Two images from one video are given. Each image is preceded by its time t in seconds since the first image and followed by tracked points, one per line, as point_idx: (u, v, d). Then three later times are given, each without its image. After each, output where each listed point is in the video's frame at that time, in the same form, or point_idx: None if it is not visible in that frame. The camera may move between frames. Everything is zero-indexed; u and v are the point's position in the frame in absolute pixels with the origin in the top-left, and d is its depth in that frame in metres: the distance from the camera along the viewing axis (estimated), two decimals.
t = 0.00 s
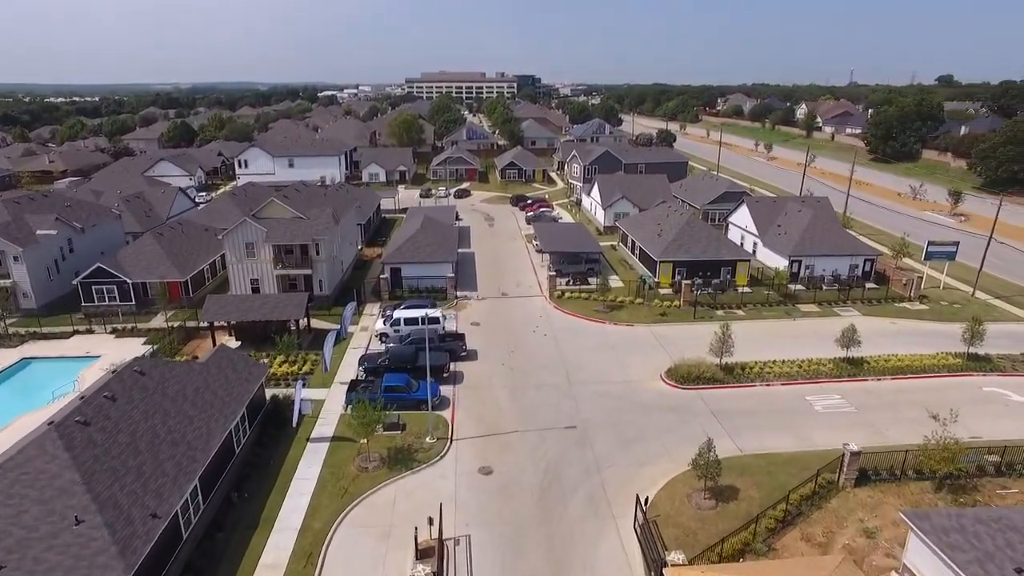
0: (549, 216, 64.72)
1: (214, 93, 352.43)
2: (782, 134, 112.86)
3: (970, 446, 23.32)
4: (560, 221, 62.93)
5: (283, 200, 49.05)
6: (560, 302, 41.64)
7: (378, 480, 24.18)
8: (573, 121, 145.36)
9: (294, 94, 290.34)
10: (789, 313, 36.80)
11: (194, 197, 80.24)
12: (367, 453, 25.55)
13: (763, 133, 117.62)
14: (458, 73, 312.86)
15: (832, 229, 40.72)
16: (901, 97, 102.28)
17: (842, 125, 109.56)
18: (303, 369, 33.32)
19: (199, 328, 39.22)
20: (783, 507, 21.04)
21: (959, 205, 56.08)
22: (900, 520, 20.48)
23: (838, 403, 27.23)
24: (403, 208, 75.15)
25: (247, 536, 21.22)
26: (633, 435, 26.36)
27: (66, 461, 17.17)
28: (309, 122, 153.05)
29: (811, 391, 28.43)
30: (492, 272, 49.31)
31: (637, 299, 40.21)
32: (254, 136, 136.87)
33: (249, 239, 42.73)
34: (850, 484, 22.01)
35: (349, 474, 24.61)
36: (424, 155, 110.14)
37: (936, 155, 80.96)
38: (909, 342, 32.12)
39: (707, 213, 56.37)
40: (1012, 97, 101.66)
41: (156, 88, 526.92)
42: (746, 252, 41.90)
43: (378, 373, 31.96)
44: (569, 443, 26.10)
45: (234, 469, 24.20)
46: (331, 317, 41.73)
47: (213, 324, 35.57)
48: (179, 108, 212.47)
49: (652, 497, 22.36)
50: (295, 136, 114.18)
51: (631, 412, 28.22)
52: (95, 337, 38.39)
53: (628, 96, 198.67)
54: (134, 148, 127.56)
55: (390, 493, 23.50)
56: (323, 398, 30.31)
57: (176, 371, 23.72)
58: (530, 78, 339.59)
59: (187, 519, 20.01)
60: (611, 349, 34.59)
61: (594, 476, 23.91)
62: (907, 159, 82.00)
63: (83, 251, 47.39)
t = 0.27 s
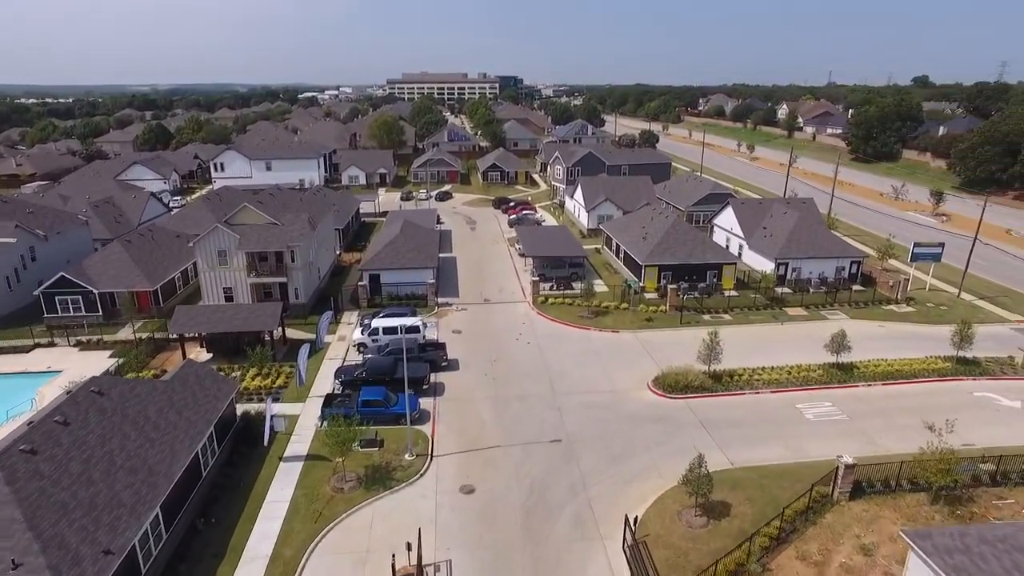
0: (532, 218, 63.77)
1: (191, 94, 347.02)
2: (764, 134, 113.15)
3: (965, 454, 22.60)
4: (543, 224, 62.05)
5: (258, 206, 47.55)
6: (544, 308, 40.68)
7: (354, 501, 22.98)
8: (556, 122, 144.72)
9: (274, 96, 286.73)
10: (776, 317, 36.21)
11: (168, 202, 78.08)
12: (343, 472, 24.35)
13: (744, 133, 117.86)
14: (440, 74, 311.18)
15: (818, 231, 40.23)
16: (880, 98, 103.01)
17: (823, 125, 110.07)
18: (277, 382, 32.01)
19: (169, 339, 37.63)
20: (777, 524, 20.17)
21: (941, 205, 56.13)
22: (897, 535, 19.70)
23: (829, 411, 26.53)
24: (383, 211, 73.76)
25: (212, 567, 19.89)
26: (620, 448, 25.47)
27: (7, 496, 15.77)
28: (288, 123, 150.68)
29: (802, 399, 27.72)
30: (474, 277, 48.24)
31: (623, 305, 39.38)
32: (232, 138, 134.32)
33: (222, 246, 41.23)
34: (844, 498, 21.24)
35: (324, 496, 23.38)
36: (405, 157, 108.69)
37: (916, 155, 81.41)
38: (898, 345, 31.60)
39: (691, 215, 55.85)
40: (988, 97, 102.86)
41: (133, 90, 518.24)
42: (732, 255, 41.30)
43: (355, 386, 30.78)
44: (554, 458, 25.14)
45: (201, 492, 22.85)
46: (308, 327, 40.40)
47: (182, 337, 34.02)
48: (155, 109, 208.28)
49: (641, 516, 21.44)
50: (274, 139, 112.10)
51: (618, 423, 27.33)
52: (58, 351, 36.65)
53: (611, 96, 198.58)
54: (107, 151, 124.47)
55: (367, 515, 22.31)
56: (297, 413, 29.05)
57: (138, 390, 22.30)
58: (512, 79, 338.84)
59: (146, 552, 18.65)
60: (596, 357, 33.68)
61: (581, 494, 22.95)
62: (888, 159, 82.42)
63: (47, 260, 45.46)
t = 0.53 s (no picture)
0: (507, 221, 62.78)
1: (157, 95, 338.44)
2: (736, 135, 113.92)
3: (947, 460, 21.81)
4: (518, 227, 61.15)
5: (222, 212, 45.77)
6: (519, 314, 39.72)
7: (321, 526, 21.71)
8: (530, 122, 144.08)
9: (243, 97, 281.56)
10: (754, 320, 35.78)
11: (130, 208, 75.37)
12: (309, 495, 23.05)
13: (717, 134, 118.54)
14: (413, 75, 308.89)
15: (795, 232, 39.98)
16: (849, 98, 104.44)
17: (794, 125, 111.19)
18: (242, 398, 30.54)
19: (125, 354, 35.73)
20: (763, 538, 19.43)
21: (912, 204, 56.57)
22: (884, 548, 19.01)
23: (811, 417, 25.97)
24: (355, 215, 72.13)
25: None
26: (600, 461, 24.62)
27: None
28: (257, 125, 147.58)
29: (783, 404, 27.18)
30: (448, 283, 47.11)
31: (600, 310, 38.62)
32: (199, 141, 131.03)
33: (183, 255, 39.51)
34: (830, 509, 20.53)
35: (289, 521, 22.07)
36: (378, 159, 106.91)
37: (885, 154, 82.42)
38: (877, 347, 31.28)
39: (667, 216, 55.45)
40: (953, 98, 104.86)
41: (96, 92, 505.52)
42: (709, 257, 40.86)
43: (323, 401, 29.45)
44: (532, 473, 24.16)
45: (156, 521, 21.38)
46: (275, 338, 38.88)
47: (140, 353, 32.28)
48: (119, 111, 202.80)
49: (623, 534, 20.57)
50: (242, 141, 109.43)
51: (597, 434, 26.48)
52: (6, 368, 34.55)
53: (585, 96, 198.48)
54: (68, 154, 120.34)
55: (335, 540, 21.05)
56: (262, 432, 27.65)
57: (85, 413, 20.73)
58: (486, 80, 337.89)
59: None
60: (574, 364, 32.80)
61: (560, 511, 22.00)
62: (858, 158, 83.42)
63: None
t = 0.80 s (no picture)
0: (467, 225, 61.63)
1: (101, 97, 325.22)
2: (693, 134, 115.31)
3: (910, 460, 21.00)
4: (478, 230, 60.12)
5: (165, 222, 43.43)
6: (480, 320, 38.70)
7: (271, 558, 20.26)
8: (489, 124, 143.15)
9: (192, 99, 272.65)
10: (717, 321, 35.60)
11: (69, 217, 71.42)
12: (259, 524, 21.55)
13: (674, 133, 119.81)
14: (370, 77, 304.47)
15: (754, 232, 40.06)
16: (801, 98, 106.77)
17: (748, 124, 113.16)
18: (187, 421, 28.69)
19: (58, 376, 33.30)
20: (734, 550, 18.82)
21: (864, 202, 57.69)
22: (855, 553, 18.38)
23: (777, 420, 25.68)
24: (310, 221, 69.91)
25: None
26: (566, 474, 23.82)
27: None
28: (208, 128, 142.64)
29: (748, 408, 26.87)
30: (407, 290, 45.76)
31: (562, 314, 37.90)
32: (146, 144, 125.74)
33: (122, 268, 37.20)
34: (799, 516, 19.83)
35: (237, 553, 20.55)
36: (334, 163, 104.30)
37: (837, 152, 84.34)
38: (838, 345, 31.35)
39: (627, 217, 55.26)
40: (898, 98, 108.31)
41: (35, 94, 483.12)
42: (671, 258, 40.63)
43: (275, 421, 27.89)
44: (496, 490, 23.18)
45: (86, 564, 19.57)
46: (223, 354, 36.91)
47: (73, 376, 29.97)
48: (59, 114, 193.83)
49: (593, 552, 19.76)
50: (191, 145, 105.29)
51: (562, 446, 25.66)
52: None
53: (544, 96, 198.60)
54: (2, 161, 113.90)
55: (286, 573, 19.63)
56: (209, 456, 25.96)
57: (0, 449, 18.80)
58: (444, 81, 335.66)
59: None
60: (537, 372, 31.94)
61: (526, 530, 21.06)
62: (811, 156, 85.24)
63: None
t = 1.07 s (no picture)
0: (401, 230, 59.87)
1: None
2: (625, 133, 117.15)
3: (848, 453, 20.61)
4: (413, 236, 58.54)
5: (68, 237, 39.79)
6: (417, 330, 37.37)
7: None
8: (422, 125, 140.92)
9: (102, 102, 255.93)
10: (656, 321, 35.67)
11: None
12: (179, 569, 19.53)
13: (606, 133, 121.40)
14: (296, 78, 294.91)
15: (688, 231, 40.51)
16: (726, 97, 110.36)
17: (677, 123, 115.95)
18: (96, 457, 26.04)
19: None
20: (685, 556, 18.30)
21: (789, 197, 59.78)
22: (802, 552, 18.10)
23: (719, 420, 25.72)
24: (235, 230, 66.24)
25: None
26: (512, 489, 22.98)
27: None
28: (120, 133, 133.76)
29: (690, 408, 26.83)
30: (339, 300, 43.79)
31: (502, 320, 37.09)
32: (49, 151, 116.50)
33: (18, 289, 33.67)
34: (747, 517, 19.58)
35: None
36: (260, 168, 99.65)
37: (761, 149, 87.42)
38: (774, 340, 31.89)
39: (563, 218, 55.08)
40: (815, 97, 113.72)
41: None
42: (608, 259, 40.52)
43: (197, 450, 25.65)
44: (440, 511, 22.06)
45: None
46: (139, 379, 33.98)
47: None
48: None
49: (543, 571, 18.96)
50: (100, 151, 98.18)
51: (507, 459, 24.80)
52: None
53: (476, 97, 197.58)
54: None
55: None
56: (121, 495, 23.56)
57: None
58: (374, 82, 329.26)
59: None
60: (478, 383, 30.94)
61: (473, 552, 20.06)
62: (737, 153, 88.10)
63: None
